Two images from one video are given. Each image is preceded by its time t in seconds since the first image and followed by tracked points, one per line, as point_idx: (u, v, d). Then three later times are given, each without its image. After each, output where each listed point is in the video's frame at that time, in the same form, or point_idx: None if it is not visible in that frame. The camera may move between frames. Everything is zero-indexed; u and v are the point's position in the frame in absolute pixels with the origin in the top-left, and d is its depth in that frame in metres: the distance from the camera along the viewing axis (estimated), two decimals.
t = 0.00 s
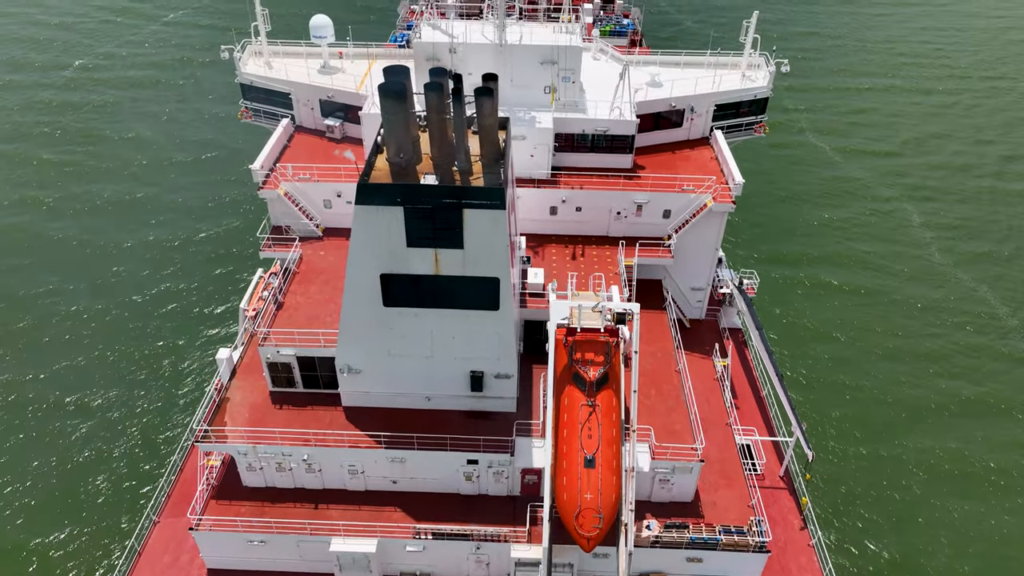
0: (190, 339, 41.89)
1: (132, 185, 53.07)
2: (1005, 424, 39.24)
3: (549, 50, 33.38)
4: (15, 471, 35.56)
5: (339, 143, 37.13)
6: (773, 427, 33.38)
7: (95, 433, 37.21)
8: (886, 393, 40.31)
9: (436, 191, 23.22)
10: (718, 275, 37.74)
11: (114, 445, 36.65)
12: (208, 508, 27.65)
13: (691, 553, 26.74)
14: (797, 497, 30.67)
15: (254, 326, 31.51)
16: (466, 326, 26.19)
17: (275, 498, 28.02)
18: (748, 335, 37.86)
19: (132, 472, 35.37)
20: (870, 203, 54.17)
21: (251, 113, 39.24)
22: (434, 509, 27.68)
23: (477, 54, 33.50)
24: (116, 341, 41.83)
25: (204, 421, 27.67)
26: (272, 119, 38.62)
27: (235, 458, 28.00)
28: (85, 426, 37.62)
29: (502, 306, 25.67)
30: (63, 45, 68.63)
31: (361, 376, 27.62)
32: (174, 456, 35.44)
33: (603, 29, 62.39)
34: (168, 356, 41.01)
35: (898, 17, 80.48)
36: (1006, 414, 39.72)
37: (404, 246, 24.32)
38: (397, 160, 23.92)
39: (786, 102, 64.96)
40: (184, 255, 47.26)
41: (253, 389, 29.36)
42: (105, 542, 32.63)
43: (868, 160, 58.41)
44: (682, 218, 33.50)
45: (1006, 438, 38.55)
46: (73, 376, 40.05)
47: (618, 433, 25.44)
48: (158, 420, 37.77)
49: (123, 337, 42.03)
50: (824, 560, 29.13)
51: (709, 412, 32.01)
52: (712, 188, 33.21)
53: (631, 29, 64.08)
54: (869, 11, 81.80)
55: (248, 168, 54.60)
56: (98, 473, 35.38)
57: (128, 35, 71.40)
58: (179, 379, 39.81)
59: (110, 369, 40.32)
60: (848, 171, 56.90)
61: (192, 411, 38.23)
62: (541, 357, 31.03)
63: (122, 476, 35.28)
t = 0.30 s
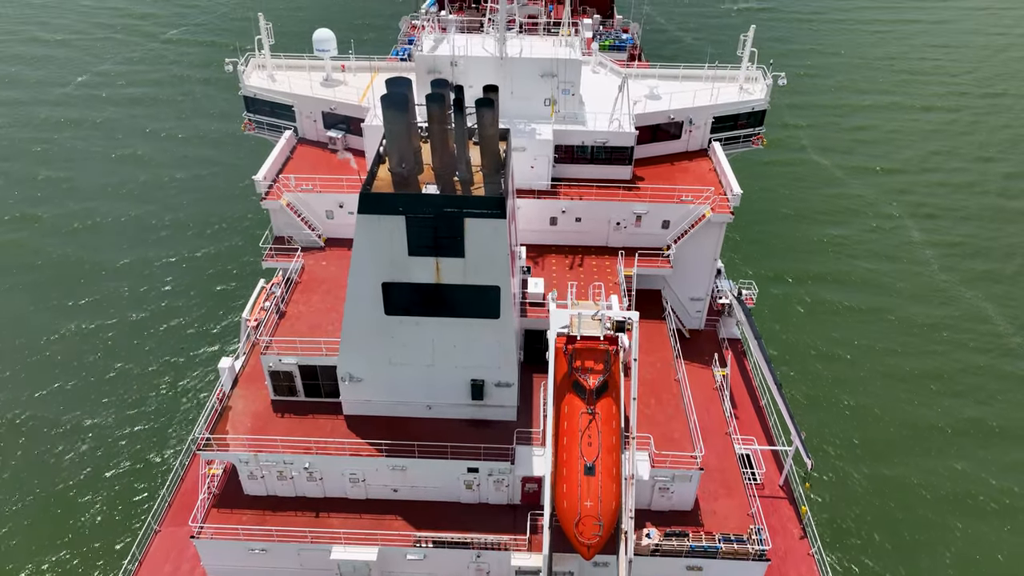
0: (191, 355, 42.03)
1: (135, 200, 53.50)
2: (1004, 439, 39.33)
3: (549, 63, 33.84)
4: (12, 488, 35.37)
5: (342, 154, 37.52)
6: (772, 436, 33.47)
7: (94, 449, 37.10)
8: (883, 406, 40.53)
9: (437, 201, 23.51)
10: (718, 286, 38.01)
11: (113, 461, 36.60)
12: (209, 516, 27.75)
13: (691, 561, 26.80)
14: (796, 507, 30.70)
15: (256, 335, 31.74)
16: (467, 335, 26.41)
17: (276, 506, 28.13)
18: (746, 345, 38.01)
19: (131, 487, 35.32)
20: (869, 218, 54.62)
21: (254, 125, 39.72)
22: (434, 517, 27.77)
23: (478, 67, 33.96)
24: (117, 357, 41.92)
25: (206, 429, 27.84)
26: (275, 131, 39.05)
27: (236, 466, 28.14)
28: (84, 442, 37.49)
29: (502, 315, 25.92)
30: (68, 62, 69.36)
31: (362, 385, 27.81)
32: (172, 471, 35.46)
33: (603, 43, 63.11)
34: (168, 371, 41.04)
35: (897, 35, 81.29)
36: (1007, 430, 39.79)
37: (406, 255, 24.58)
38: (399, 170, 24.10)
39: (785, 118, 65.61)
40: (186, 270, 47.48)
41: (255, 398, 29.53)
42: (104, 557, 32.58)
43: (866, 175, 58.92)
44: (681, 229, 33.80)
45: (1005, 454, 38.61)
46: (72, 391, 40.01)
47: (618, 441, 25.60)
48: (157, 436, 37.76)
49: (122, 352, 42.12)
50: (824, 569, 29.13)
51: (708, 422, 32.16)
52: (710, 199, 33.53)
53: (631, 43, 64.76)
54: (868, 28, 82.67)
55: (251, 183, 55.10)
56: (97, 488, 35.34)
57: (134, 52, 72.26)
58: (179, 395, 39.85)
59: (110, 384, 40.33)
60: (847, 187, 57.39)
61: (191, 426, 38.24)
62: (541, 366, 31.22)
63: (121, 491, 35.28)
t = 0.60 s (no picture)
0: (191, 368, 42.13)
1: (137, 215, 53.90)
2: (1006, 451, 39.40)
3: (549, 76, 34.31)
4: (10, 500, 35.24)
5: (344, 166, 37.90)
6: (771, 445, 33.58)
7: (92, 462, 37.05)
8: (884, 418, 40.64)
9: (439, 210, 23.80)
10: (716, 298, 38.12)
11: (112, 474, 36.49)
12: (211, 524, 27.81)
13: (691, 570, 26.82)
14: (796, 516, 30.64)
15: (258, 345, 31.94)
16: (468, 343, 26.61)
17: (277, 515, 28.21)
18: (746, 356, 38.16)
19: (129, 500, 35.24)
20: (869, 233, 55.01)
21: (257, 137, 40.15)
22: (435, 526, 27.85)
23: (479, 79, 34.39)
24: (117, 371, 42.02)
25: (208, 438, 27.99)
26: (278, 143, 39.44)
27: (238, 474, 28.26)
28: (83, 457, 37.39)
29: (503, 323, 26.15)
30: (73, 78, 70.12)
31: (364, 394, 27.99)
32: (171, 483, 35.40)
33: (603, 57, 63.80)
34: (169, 385, 41.10)
35: (897, 51, 82.01)
36: (1008, 442, 39.87)
37: (407, 264, 24.83)
38: (401, 180, 24.36)
39: (784, 134, 66.23)
40: (188, 284, 47.74)
41: (256, 407, 29.70)
42: (102, 571, 32.34)
43: (865, 190, 59.38)
44: (680, 239, 34.08)
45: (1007, 465, 38.70)
46: (73, 405, 40.02)
47: (618, 449, 25.74)
48: (157, 449, 37.74)
49: (123, 366, 42.24)
50: None
51: (707, 431, 32.31)
52: (709, 210, 33.84)
53: (630, 58, 65.51)
54: (868, 46, 83.46)
55: (255, 198, 55.54)
56: (96, 500, 35.22)
57: (140, 68, 73.16)
58: (178, 408, 39.85)
59: (110, 399, 40.35)
60: (845, 202, 57.89)
61: (191, 439, 38.23)
62: (541, 376, 31.38)
63: (120, 503, 35.18)
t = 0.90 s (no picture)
0: (191, 382, 42.27)
1: (140, 229, 54.36)
2: (1007, 463, 39.46)
3: (549, 89, 34.74)
4: (9, 516, 35.40)
5: (346, 177, 38.25)
6: (771, 455, 33.68)
7: (91, 477, 37.16)
8: (883, 431, 40.79)
9: (440, 219, 24.07)
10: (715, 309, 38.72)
11: (113, 488, 36.59)
12: (212, 533, 27.89)
13: None
14: (796, 525, 30.47)
15: (260, 354, 32.09)
16: (469, 351, 26.81)
17: (278, 523, 28.30)
18: (745, 366, 38.26)
19: (127, 516, 35.29)
20: (868, 246, 55.32)
21: (260, 149, 40.56)
22: (435, 535, 27.94)
23: (480, 92, 34.82)
24: (118, 385, 42.18)
25: (210, 447, 28.09)
26: (280, 155, 39.84)
27: (239, 483, 28.36)
28: (82, 472, 37.43)
29: (503, 332, 26.36)
30: (78, 95, 70.95)
31: (365, 403, 28.16)
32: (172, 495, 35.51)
33: (603, 72, 64.49)
34: (168, 398, 41.23)
35: (897, 67, 82.77)
36: (1009, 455, 40.03)
37: (409, 273, 25.09)
38: (403, 190, 24.67)
39: (784, 150, 66.87)
40: (188, 298, 48.13)
41: (258, 416, 29.87)
42: None
43: (864, 205, 59.85)
44: (679, 249, 34.32)
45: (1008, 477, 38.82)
46: (72, 419, 40.15)
47: (618, 457, 25.90)
48: (158, 462, 37.81)
49: (124, 380, 42.41)
50: None
51: (706, 440, 32.46)
52: (707, 221, 34.16)
53: (630, 72, 66.17)
54: (867, 62, 84.29)
55: (258, 212, 55.99)
56: (94, 516, 35.29)
57: (145, 84, 74.02)
58: (178, 422, 39.99)
59: (111, 413, 40.48)
60: (846, 217, 58.31)
61: (192, 452, 38.36)
62: (541, 385, 31.53)
63: (120, 516, 35.33)
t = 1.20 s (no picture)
0: (193, 393, 42.40)
1: (143, 243, 54.71)
2: (1010, 476, 39.36)
3: (549, 101, 35.19)
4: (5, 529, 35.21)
5: (348, 189, 38.64)
6: (771, 464, 33.58)
7: (87, 491, 36.93)
8: (885, 442, 40.79)
9: (441, 229, 24.34)
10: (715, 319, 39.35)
11: (111, 501, 36.44)
12: (213, 542, 27.97)
13: None
14: (795, 535, 30.30)
15: (262, 364, 32.29)
16: (469, 360, 27.00)
17: (279, 533, 28.38)
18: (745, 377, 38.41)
19: (122, 533, 34.98)
20: (869, 261, 55.59)
21: (263, 161, 40.94)
22: (436, 544, 28.02)
23: (480, 104, 35.24)
24: (118, 396, 42.23)
25: (212, 455, 28.23)
26: (283, 167, 40.22)
27: (240, 492, 28.49)
28: (82, 484, 37.32)
29: (503, 341, 26.56)
30: (83, 111, 71.69)
31: (366, 412, 28.32)
32: (170, 509, 35.40)
33: (602, 85, 65.13)
34: (169, 409, 41.30)
35: (896, 83, 83.46)
36: (1012, 466, 39.99)
37: (411, 282, 25.35)
38: (405, 201, 24.98)
39: (784, 167, 67.38)
40: (190, 309, 48.34)
41: (260, 426, 30.02)
42: None
43: (864, 221, 60.24)
44: (678, 260, 34.59)
45: (1012, 489, 38.71)
46: (72, 430, 40.14)
47: (618, 465, 26.05)
48: (156, 475, 37.71)
49: (123, 392, 42.47)
50: None
51: (706, 450, 32.58)
52: (706, 232, 34.44)
53: (629, 86, 66.80)
54: (866, 78, 85.01)
55: (261, 227, 56.36)
56: (89, 533, 34.97)
57: (150, 100, 74.83)
58: (178, 434, 40.00)
59: (111, 424, 40.49)
60: (845, 232, 58.70)
61: (190, 466, 38.31)
62: (541, 395, 31.72)
63: (118, 529, 35.18)
